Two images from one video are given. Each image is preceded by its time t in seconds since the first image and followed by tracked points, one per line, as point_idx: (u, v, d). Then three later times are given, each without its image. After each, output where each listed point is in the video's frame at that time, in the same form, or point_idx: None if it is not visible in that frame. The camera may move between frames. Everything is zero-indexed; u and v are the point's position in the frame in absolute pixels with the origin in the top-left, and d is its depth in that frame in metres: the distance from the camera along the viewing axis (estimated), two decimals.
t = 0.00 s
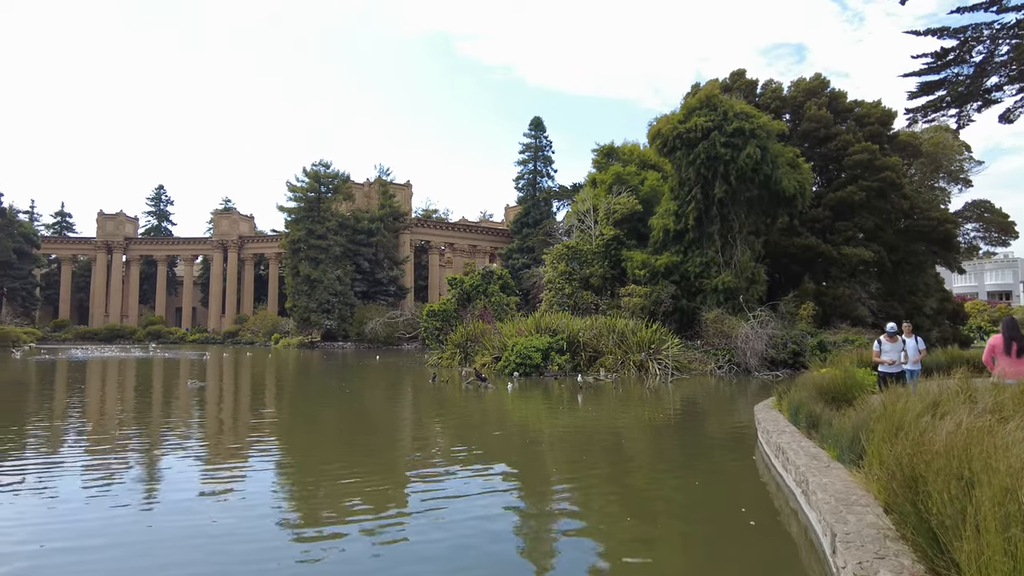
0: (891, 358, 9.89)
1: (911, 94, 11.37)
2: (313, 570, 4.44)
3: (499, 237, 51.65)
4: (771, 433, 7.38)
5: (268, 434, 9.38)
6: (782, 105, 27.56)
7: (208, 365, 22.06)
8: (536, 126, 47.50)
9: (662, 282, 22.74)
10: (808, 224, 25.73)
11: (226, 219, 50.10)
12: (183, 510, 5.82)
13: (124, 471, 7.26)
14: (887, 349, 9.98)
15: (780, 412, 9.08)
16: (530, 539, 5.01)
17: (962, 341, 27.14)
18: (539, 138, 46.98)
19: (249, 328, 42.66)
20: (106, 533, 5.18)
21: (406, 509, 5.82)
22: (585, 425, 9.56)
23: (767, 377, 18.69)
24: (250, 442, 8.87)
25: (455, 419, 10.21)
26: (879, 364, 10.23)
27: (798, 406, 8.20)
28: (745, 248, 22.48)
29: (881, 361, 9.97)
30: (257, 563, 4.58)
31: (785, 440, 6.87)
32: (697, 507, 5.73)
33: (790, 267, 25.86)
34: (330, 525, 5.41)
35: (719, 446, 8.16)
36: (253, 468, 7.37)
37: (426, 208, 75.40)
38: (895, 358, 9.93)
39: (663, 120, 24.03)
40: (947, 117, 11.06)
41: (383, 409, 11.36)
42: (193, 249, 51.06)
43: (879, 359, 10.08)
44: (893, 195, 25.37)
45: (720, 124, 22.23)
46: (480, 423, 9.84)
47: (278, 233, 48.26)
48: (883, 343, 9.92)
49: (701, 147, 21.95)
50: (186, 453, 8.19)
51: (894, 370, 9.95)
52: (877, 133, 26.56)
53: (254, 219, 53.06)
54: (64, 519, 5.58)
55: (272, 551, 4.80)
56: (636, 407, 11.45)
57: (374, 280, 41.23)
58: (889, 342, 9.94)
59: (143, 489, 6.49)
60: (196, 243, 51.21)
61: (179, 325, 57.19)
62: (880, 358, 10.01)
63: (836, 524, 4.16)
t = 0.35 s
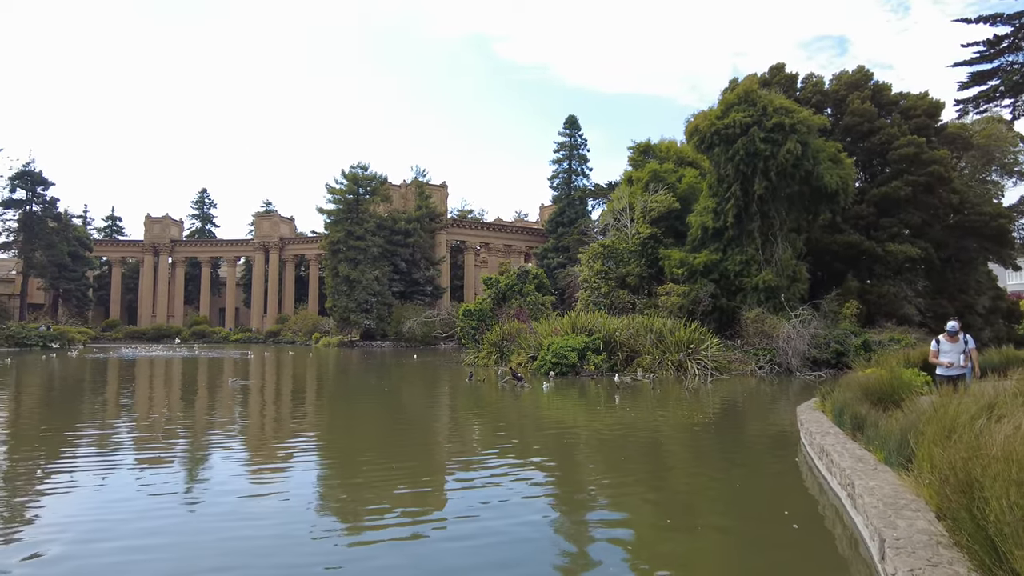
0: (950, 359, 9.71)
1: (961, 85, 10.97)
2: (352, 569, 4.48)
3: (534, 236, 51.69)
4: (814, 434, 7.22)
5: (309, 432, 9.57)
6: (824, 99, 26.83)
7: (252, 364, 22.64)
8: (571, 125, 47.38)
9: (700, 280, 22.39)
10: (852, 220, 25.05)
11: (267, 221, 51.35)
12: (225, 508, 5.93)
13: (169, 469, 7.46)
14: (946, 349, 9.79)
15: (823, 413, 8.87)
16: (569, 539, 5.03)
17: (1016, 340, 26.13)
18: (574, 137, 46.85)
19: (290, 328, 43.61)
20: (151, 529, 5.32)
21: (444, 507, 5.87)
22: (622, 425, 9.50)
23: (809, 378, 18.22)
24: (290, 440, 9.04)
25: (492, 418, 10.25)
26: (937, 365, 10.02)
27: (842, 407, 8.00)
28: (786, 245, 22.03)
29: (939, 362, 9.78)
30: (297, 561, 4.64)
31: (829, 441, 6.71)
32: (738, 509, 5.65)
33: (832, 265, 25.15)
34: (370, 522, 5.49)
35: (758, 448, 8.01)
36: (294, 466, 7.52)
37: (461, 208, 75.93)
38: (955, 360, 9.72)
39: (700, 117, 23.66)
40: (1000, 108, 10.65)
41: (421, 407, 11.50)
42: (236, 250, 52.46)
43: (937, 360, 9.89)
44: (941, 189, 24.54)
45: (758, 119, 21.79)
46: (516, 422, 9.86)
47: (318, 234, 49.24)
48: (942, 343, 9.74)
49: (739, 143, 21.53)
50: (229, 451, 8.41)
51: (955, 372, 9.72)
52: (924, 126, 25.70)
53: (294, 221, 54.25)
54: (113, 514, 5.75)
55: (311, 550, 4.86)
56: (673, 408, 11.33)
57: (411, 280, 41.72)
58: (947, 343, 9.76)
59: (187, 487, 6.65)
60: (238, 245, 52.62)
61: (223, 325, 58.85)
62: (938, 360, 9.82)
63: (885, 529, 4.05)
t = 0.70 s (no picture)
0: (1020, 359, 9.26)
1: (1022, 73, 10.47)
2: (395, 566, 4.55)
3: (572, 235, 51.52)
4: (864, 437, 7.00)
5: (352, 430, 9.75)
6: (871, 91, 25.95)
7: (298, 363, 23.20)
8: (609, 123, 47.05)
9: (744, 279, 21.92)
10: (902, 216, 24.05)
11: (310, 223, 52.52)
12: (271, 505, 6.08)
13: (218, 467, 7.69)
14: (1016, 349, 9.35)
15: (873, 415, 8.61)
16: (611, 540, 5.00)
17: None
18: (612, 135, 46.50)
19: (333, 328, 44.49)
20: (203, 524, 5.51)
21: (484, 506, 5.91)
22: (663, 426, 9.40)
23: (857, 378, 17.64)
24: (334, 438, 9.23)
25: (532, 417, 10.27)
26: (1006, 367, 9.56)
27: (893, 409, 7.75)
28: (832, 242, 21.42)
29: (1009, 362, 9.32)
30: (343, 557, 4.73)
31: (880, 444, 6.51)
32: (784, 512, 5.54)
33: (880, 263, 24.30)
34: (412, 521, 5.57)
35: (804, 450, 7.82)
36: (338, 465, 7.65)
37: (499, 208, 76.18)
38: None
39: (742, 112, 23.17)
40: None
41: (461, 406, 11.60)
42: (280, 252, 53.84)
43: (1007, 360, 9.43)
44: (997, 183, 23.66)
45: (802, 113, 21.24)
46: (556, 422, 9.86)
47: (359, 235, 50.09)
48: (1011, 342, 9.30)
49: (783, 139, 20.99)
50: (275, 449, 8.64)
51: None
52: (979, 117, 24.68)
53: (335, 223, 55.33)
54: (167, 510, 5.95)
55: (355, 546, 4.96)
56: (716, 409, 11.15)
57: (450, 279, 42.12)
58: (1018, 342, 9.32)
59: (235, 485, 6.84)
60: (282, 247, 53.98)
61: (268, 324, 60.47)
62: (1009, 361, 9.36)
63: (942, 536, 3.92)
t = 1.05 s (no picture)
0: None
1: None
2: (443, 565, 4.63)
3: (615, 233, 51.08)
4: (924, 440, 6.76)
5: (400, 428, 9.94)
6: (928, 81, 24.89)
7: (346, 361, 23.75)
8: (652, 119, 46.45)
9: (793, 277, 21.35)
10: (961, 210, 23.13)
11: (356, 225, 53.63)
12: (321, 502, 6.25)
13: (270, 463, 7.96)
14: None
15: (932, 417, 8.31)
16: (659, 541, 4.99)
17: None
18: (656, 131, 45.91)
19: (378, 327, 45.30)
20: (258, 518, 5.73)
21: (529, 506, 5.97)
22: (710, 427, 9.27)
23: (913, 379, 16.99)
24: (381, 436, 9.43)
25: (577, 417, 10.28)
26: None
27: (954, 412, 7.46)
28: (886, 239, 20.68)
29: None
30: (392, 555, 4.86)
31: (941, 447, 6.28)
32: (837, 516, 5.42)
33: (938, 259, 23.32)
34: (458, 519, 5.65)
35: (857, 453, 7.61)
36: (385, 463, 7.81)
37: (541, 207, 76.13)
38: None
39: (790, 106, 22.54)
40: None
41: (506, 405, 11.69)
42: (327, 253, 55.16)
43: None
44: None
45: (853, 106, 20.55)
46: (600, 422, 9.85)
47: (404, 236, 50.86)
48: None
49: (833, 133, 20.34)
50: (324, 446, 8.89)
51: None
52: None
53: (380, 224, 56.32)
54: (222, 505, 6.18)
55: (403, 544, 5.07)
56: (765, 410, 10.93)
57: (493, 279, 42.36)
58: None
59: (286, 481, 7.08)
60: (329, 248, 55.29)
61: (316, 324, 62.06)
62: None
63: (1011, 546, 3.77)
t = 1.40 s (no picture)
0: None
1: None
2: (489, 565, 4.69)
3: (662, 231, 50.36)
4: (992, 445, 6.44)
5: (447, 427, 10.08)
6: (993, 67, 23.64)
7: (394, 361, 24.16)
8: (699, 114, 45.57)
9: (847, 274, 20.63)
10: None
11: (402, 226, 54.53)
12: (368, 500, 6.40)
13: (321, 460, 8.19)
14: None
15: (999, 420, 7.91)
16: (708, 545, 4.93)
17: None
18: (703, 126, 45.03)
19: (424, 327, 45.92)
20: (310, 515, 5.91)
21: (574, 506, 5.98)
22: (759, 430, 9.06)
23: (977, 380, 16.18)
24: (427, 435, 9.58)
25: (622, 417, 10.22)
26: None
27: None
28: (947, 234, 19.77)
29: None
30: (439, 553, 4.95)
31: (1010, 453, 5.98)
32: (895, 523, 5.23)
33: (1005, 254, 22.16)
34: (503, 519, 5.71)
35: (916, 457, 7.32)
36: (431, 461, 7.93)
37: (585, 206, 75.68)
38: None
39: (842, 98, 21.74)
40: None
41: (551, 404, 11.72)
42: (374, 254, 56.26)
43: None
44: None
45: (911, 97, 19.68)
46: (646, 422, 9.76)
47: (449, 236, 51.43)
48: None
49: (888, 125, 19.52)
50: (373, 444, 9.09)
51: None
52: None
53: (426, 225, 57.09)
54: (277, 501, 6.41)
55: (448, 542, 5.15)
56: (817, 411, 10.62)
57: (537, 279, 42.34)
58: None
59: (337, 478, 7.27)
60: (376, 249, 56.38)
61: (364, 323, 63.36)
62: None
63: None
